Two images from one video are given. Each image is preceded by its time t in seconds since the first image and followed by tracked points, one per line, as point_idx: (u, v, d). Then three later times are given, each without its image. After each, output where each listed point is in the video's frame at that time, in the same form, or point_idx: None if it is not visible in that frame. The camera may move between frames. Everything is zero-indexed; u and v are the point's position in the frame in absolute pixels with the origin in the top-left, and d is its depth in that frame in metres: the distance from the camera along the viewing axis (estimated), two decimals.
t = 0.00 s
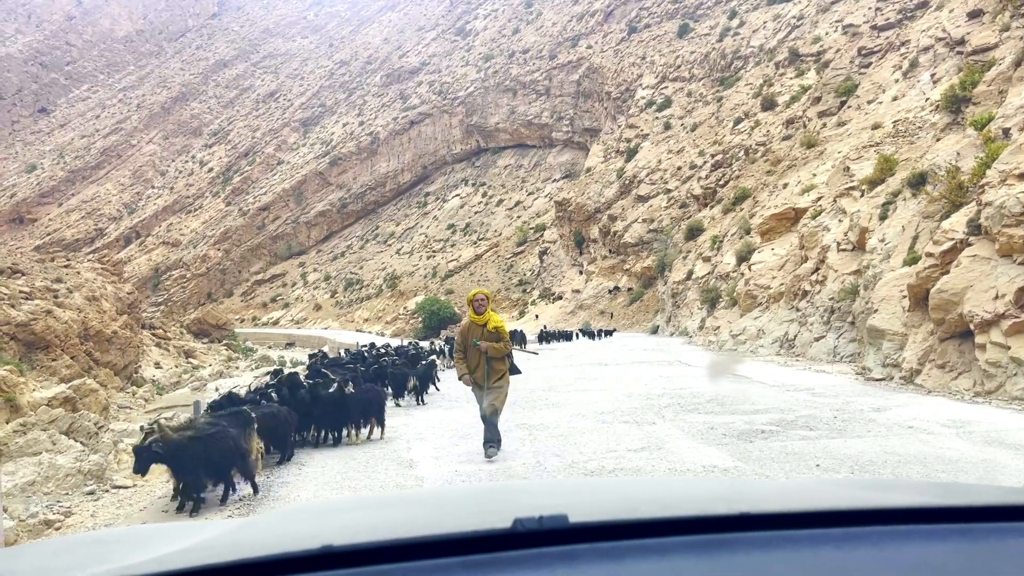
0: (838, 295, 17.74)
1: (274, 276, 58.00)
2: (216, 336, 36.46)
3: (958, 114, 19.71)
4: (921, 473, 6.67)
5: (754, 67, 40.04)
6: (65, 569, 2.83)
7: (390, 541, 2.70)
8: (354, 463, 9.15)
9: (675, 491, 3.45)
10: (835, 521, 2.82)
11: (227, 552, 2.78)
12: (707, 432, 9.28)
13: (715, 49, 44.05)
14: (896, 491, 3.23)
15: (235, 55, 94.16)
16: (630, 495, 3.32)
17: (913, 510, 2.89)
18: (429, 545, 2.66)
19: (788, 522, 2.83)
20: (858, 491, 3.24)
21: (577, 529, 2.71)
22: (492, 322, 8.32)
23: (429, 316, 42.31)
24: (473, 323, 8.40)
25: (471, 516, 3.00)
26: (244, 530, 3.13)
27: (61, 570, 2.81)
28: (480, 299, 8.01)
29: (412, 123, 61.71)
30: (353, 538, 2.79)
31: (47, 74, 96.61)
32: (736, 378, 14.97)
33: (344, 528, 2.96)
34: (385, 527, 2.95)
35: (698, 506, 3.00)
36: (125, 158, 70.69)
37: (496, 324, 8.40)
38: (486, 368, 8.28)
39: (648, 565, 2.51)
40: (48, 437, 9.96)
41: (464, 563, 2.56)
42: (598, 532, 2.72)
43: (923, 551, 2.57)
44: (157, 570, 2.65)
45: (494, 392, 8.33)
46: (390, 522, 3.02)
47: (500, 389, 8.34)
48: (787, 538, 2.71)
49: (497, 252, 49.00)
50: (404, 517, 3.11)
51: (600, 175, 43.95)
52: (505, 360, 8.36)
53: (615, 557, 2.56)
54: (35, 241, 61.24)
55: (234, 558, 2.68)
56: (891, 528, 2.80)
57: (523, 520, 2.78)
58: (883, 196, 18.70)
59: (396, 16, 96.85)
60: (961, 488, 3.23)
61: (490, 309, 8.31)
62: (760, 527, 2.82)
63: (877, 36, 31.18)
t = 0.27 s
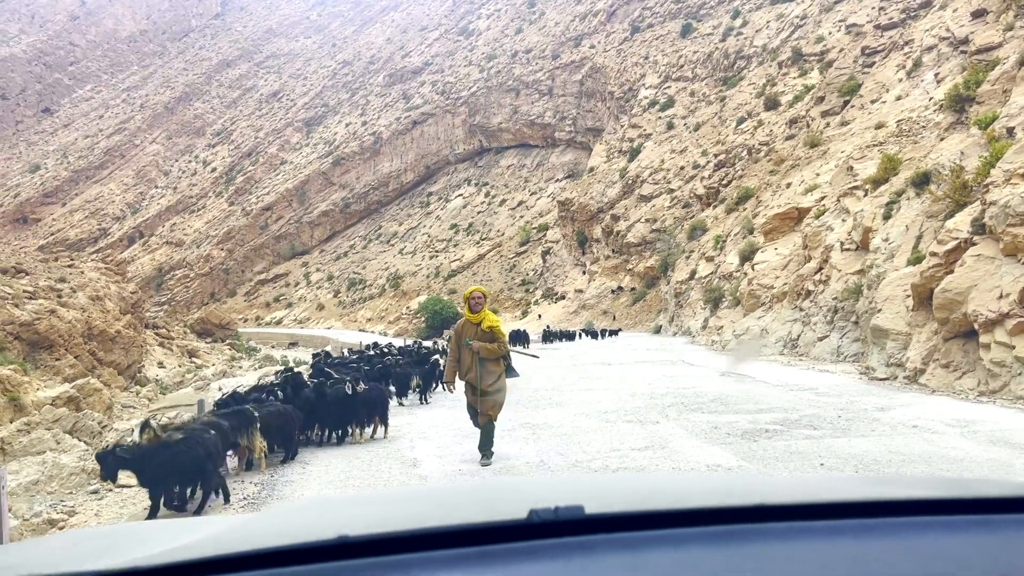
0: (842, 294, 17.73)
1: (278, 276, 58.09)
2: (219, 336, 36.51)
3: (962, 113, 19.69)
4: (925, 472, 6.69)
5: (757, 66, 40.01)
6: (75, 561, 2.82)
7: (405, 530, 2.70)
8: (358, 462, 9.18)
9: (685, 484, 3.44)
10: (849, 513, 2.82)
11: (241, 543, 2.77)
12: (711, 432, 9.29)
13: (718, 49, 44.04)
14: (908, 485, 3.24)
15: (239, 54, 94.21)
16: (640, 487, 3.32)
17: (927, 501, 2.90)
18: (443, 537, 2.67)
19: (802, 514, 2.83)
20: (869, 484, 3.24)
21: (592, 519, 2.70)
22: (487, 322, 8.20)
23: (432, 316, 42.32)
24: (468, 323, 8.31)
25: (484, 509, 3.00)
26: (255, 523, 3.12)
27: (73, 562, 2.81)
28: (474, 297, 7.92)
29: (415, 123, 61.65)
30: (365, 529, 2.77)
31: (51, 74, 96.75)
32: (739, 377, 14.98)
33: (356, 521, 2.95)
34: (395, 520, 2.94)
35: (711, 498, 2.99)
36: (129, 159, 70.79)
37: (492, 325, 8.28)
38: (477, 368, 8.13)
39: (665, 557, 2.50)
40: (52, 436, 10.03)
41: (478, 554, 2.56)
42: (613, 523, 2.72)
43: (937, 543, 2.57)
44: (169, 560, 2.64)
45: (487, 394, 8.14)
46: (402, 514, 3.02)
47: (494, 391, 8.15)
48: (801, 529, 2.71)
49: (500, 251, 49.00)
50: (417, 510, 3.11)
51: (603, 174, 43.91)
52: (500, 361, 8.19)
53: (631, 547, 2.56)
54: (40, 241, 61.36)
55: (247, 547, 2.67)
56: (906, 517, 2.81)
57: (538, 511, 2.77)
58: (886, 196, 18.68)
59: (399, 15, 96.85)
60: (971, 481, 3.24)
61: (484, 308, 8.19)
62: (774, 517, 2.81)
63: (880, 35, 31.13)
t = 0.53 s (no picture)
0: (846, 293, 17.70)
1: (281, 275, 58.22)
2: (223, 335, 36.56)
3: (967, 112, 19.61)
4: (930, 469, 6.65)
5: (760, 66, 39.99)
6: (38, 539, 2.52)
7: (406, 505, 2.40)
8: (361, 459, 9.17)
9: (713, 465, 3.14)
10: (901, 487, 2.53)
11: (224, 521, 2.48)
12: (714, 429, 9.25)
13: (721, 49, 44.04)
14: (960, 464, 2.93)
15: (242, 55, 94.38)
16: (661, 471, 3.02)
17: (985, 476, 2.61)
18: (449, 511, 2.35)
19: (847, 486, 2.53)
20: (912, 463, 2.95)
21: (616, 492, 2.40)
22: (478, 321, 7.80)
23: (435, 316, 42.39)
24: (456, 323, 7.88)
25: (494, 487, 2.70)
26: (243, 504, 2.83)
27: (38, 540, 2.51)
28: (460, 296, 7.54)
29: (418, 123, 61.48)
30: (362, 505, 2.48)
31: (55, 74, 96.97)
32: (743, 375, 14.93)
33: (353, 498, 2.66)
34: (395, 497, 2.66)
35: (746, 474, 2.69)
36: (132, 159, 70.93)
37: (484, 324, 7.86)
38: (469, 372, 7.73)
39: (698, 533, 2.22)
40: (56, 435, 10.01)
41: (489, 529, 2.26)
42: (640, 497, 2.41)
43: (1001, 518, 2.30)
44: (145, 538, 2.35)
45: (485, 396, 7.74)
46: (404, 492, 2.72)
47: (492, 393, 7.77)
48: (852, 504, 2.40)
49: (503, 251, 49.04)
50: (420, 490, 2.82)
51: (606, 174, 43.90)
52: (494, 361, 7.83)
53: (659, 522, 2.28)
54: (44, 241, 61.45)
55: (231, 524, 2.38)
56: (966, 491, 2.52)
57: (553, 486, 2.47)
58: (891, 195, 18.61)
59: (402, 15, 96.92)
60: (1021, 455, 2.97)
61: (476, 306, 7.81)
62: (816, 492, 2.50)
63: (884, 34, 31.06)
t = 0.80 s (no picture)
0: (850, 292, 17.68)
1: (285, 275, 58.23)
2: (227, 335, 36.56)
3: (971, 111, 19.58)
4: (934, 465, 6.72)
5: (764, 65, 39.94)
6: (97, 520, 2.73)
7: (443, 489, 2.64)
8: (366, 458, 9.20)
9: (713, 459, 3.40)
10: (891, 477, 2.81)
11: (272, 503, 2.70)
12: (719, 428, 9.27)
13: (724, 49, 44.02)
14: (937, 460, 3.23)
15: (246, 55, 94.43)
16: (669, 463, 3.25)
17: (959, 468, 2.90)
18: (480, 495, 2.58)
19: (843, 476, 2.80)
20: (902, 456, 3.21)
21: (633, 480, 2.63)
22: (463, 321, 7.44)
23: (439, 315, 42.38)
24: (441, 324, 7.50)
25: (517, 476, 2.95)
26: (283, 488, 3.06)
27: (96, 522, 2.71)
28: (442, 294, 7.19)
29: (421, 123, 61.23)
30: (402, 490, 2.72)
31: (59, 75, 96.92)
32: (747, 375, 14.95)
33: (387, 486, 2.89)
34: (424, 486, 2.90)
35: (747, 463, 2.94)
36: (135, 158, 70.89)
37: (469, 324, 7.50)
38: (455, 373, 7.37)
39: (708, 517, 2.46)
40: (60, 434, 10.04)
41: (519, 513, 2.51)
42: (656, 484, 2.65)
43: (979, 506, 2.58)
44: (201, 520, 2.56)
45: (473, 400, 7.36)
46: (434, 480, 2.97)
47: (481, 396, 7.40)
48: (847, 494, 2.66)
49: (506, 251, 49.00)
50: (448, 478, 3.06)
51: (609, 174, 43.87)
52: (482, 364, 7.46)
53: (673, 508, 2.53)
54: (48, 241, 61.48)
55: (281, 507, 2.60)
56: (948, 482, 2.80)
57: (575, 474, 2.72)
58: (895, 194, 18.58)
59: (405, 15, 96.84)
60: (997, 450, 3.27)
61: (461, 306, 7.41)
62: (816, 481, 2.76)
63: (888, 34, 31.01)
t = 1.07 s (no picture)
0: (854, 293, 17.64)
1: (289, 275, 58.32)
2: (231, 335, 36.60)
3: (976, 111, 19.53)
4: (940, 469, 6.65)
5: (768, 65, 39.92)
6: (50, 542, 2.50)
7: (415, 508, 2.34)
8: (370, 459, 9.22)
9: (726, 473, 3.14)
10: (920, 492, 2.48)
11: (236, 522, 2.45)
12: (722, 430, 9.25)
13: (728, 49, 44.02)
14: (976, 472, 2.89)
15: (250, 55, 94.65)
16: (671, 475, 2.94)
17: (1001, 483, 2.58)
18: (464, 514, 2.30)
19: (867, 490, 2.47)
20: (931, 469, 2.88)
21: (637, 497, 2.34)
22: (457, 320, 7.08)
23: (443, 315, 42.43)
24: (433, 321, 7.19)
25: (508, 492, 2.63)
26: (251, 505, 2.78)
27: (42, 545, 2.47)
28: (437, 292, 6.82)
29: (425, 123, 61.38)
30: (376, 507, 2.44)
31: (64, 75, 97.18)
32: (751, 376, 14.92)
33: (358, 504, 2.59)
34: (403, 502, 2.63)
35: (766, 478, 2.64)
36: (140, 158, 71.06)
37: (463, 323, 7.15)
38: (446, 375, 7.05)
39: (716, 537, 2.18)
40: (65, 434, 10.05)
41: (505, 532, 2.20)
42: (660, 503, 2.36)
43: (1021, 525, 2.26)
44: (150, 544, 2.30)
45: (463, 402, 7.03)
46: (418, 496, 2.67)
47: (471, 397, 7.06)
48: (872, 508, 2.35)
49: (510, 251, 49.01)
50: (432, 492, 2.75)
51: (613, 174, 43.85)
52: (475, 364, 7.11)
53: (675, 526, 2.22)
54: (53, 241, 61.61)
55: (237, 529, 2.31)
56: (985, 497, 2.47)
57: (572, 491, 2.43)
58: (900, 194, 18.53)
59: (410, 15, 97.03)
60: None
61: (454, 303, 7.08)
62: (837, 495, 2.44)
63: (893, 34, 30.95)
